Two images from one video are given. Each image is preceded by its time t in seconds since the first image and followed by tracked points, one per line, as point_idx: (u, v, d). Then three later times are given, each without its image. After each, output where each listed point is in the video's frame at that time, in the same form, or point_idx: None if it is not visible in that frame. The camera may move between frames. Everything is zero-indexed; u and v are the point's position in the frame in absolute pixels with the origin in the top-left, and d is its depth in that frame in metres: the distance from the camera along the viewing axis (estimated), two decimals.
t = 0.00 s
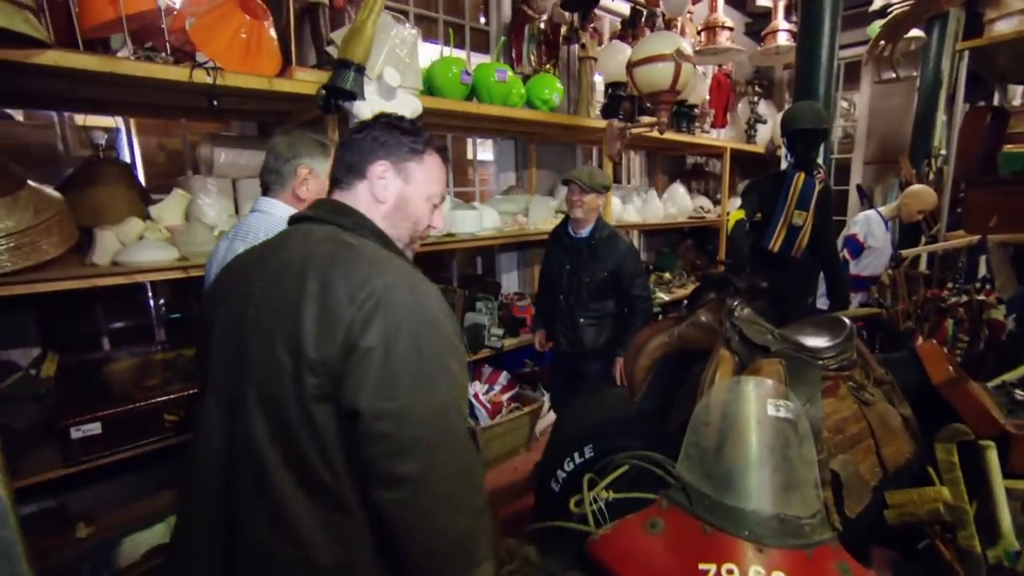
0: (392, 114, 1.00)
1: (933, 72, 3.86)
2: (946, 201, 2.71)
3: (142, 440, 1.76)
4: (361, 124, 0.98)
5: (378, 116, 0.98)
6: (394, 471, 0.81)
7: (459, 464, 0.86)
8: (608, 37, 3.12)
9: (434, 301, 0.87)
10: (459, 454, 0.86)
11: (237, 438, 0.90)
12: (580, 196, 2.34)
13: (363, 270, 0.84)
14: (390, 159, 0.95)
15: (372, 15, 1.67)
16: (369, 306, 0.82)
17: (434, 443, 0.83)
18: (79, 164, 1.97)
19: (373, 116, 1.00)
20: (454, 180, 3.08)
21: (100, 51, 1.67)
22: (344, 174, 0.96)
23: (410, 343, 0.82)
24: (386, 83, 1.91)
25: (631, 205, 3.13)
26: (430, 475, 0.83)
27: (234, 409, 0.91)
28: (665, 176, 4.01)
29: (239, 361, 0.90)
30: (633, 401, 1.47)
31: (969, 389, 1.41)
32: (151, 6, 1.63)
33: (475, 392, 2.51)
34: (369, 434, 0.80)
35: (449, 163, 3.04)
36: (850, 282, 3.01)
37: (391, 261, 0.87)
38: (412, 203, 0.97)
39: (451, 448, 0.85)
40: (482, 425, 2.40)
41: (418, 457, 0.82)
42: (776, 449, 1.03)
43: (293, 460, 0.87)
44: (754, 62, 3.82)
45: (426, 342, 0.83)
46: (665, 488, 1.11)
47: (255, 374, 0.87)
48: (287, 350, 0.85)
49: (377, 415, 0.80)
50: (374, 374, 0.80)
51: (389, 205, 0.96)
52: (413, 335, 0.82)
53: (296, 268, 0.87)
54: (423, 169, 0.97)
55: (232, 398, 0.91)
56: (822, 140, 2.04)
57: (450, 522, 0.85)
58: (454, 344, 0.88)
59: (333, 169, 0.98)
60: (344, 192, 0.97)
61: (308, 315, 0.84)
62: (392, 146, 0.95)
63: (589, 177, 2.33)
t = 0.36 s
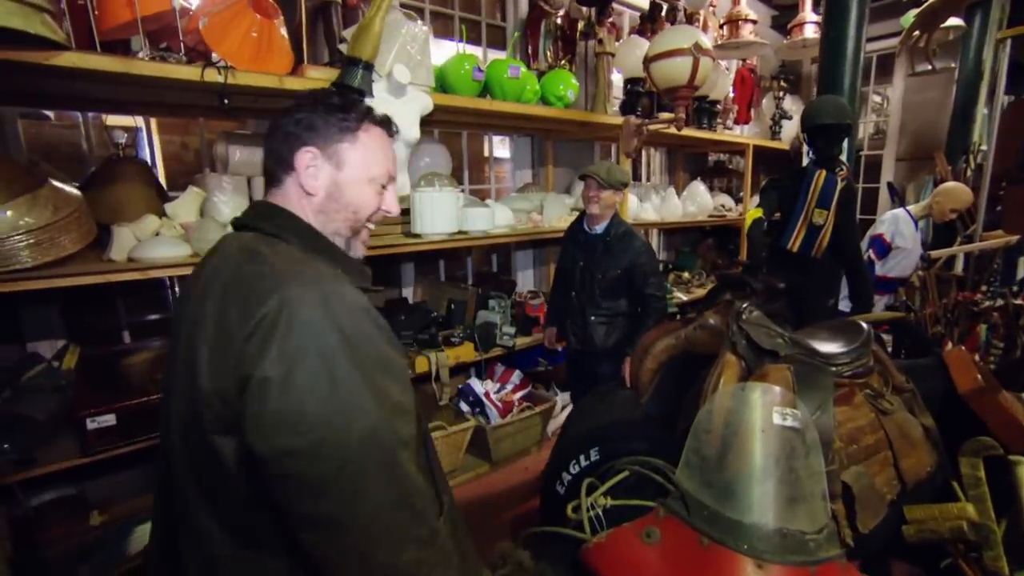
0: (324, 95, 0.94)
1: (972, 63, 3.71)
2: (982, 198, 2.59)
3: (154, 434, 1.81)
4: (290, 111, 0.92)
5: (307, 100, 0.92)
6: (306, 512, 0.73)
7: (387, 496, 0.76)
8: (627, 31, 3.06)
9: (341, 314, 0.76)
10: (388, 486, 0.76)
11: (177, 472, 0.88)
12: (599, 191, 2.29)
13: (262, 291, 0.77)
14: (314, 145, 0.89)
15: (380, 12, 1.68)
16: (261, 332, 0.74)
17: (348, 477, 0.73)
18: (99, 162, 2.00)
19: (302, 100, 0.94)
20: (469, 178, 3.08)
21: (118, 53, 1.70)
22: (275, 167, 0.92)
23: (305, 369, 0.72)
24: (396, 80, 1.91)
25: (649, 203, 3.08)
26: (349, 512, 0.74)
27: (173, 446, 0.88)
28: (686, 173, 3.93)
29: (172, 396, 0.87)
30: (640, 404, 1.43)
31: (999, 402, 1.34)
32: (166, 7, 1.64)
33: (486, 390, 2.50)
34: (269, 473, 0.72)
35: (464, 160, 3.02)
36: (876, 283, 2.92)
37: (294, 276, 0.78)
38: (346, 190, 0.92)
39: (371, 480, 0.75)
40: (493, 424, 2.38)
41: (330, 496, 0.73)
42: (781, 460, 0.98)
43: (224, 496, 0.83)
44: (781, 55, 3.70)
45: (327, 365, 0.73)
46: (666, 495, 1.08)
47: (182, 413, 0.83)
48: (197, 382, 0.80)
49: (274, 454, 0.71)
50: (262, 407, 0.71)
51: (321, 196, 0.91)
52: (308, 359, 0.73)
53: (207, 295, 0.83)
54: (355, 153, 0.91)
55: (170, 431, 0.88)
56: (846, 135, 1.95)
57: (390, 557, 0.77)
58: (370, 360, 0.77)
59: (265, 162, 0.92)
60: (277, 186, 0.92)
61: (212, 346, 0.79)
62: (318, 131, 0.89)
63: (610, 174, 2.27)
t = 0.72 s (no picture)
0: (291, 67, 0.77)
1: (1014, 47, 3.54)
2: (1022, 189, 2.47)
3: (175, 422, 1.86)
4: (251, 85, 0.75)
5: (270, 72, 0.75)
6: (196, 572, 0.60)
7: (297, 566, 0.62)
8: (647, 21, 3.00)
9: (255, 340, 0.60)
10: (293, 552, 0.61)
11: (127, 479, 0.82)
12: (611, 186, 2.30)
13: (172, 306, 0.63)
14: (289, 133, 0.73)
15: (391, 6, 1.69)
16: (159, 357, 0.60)
17: (242, 540, 0.59)
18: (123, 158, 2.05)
19: (261, 70, 0.76)
20: (486, 172, 3.07)
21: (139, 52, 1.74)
22: (237, 155, 0.74)
23: (196, 407, 0.58)
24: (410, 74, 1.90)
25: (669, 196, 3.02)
26: None
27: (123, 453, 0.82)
28: (709, 166, 3.85)
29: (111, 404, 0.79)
30: (652, 401, 1.40)
31: None
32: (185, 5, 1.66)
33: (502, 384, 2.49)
34: (155, 523, 0.60)
35: (481, 153, 3.01)
36: (905, 279, 2.83)
37: (208, 290, 0.63)
38: (325, 185, 0.77)
39: (275, 544, 0.61)
40: (508, 418, 2.37)
41: (222, 558, 0.60)
42: (793, 460, 0.94)
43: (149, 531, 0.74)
44: (809, 43, 3.59)
45: (224, 403, 0.58)
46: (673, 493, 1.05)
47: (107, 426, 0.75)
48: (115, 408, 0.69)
49: (164, 504, 0.59)
50: (146, 449, 0.58)
51: (297, 193, 0.75)
52: (203, 395, 0.58)
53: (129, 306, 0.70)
54: (335, 142, 0.76)
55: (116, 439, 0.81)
56: (873, 125, 1.88)
57: None
58: (288, 400, 0.61)
59: (218, 151, 0.75)
60: (239, 179, 0.75)
61: (122, 369, 0.66)
62: (293, 115, 0.73)
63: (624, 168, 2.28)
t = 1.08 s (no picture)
0: (292, 67, 0.77)
1: None
2: None
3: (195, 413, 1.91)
4: (249, 82, 0.74)
5: (267, 71, 0.75)
6: (175, 562, 0.62)
7: (275, 558, 0.64)
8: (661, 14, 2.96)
9: (237, 336, 0.61)
10: (272, 544, 0.63)
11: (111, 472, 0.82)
12: (610, 179, 2.37)
13: (155, 301, 0.64)
14: (295, 132, 0.74)
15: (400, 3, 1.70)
16: (141, 351, 0.62)
17: (219, 533, 0.61)
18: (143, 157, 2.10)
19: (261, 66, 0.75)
20: (499, 167, 3.07)
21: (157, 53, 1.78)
22: (237, 149, 0.73)
23: (175, 401, 0.59)
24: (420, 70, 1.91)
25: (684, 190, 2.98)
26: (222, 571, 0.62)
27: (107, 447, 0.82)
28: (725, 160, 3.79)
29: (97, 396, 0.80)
30: (659, 395, 1.40)
31: None
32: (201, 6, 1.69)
33: (513, 379, 2.50)
34: (135, 515, 0.61)
35: (494, 149, 3.01)
36: (927, 274, 2.77)
37: (190, 286, 0.64)
38: (324, 184, 0.79)
39: (252, 537, 0.62)
40: (520, 413, 2.38)
41: (199, 550, 0.61)
42: (797, 455, 0.93)
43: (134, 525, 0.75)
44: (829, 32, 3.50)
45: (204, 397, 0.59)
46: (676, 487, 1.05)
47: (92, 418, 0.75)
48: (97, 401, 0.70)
49: (145, 496, 0.60)
50: (127, 442, 0.60)
51: (299, 190, 0.76)
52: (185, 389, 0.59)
53: (114, 301, 0.71)
54: (335, 143, 0.79)
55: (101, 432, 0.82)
56: (892, 116, 1.83)
57: None
58: (269, 395, 0.62)
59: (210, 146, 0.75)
60: (236, 174, 0.74)
61: (107, 363, 0.67)
62: (298, 115, 0.74)
63: (621, 160, 2.34)
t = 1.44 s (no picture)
0: (282, 61, 0.78)
1: None
2: None
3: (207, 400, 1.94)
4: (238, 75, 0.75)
5: (248, 62, 0.75)
6: (212, 533, 0.63)
7: (309, 522, 0.65)
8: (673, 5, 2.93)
9: (256, 310, 0.63)
10: (308, 506, 0.65)
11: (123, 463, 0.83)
12: (616, 170, 2.38)
13: (171, 284, 0.65)
14: (287, 121, 0.76)
15: None
16: (163, 332, 0.63)
17: (256, 500, 0.62)
18: (159, 149, 2.14)
19: (243, 56, 0.75)
20: (510, 160, 3.07)
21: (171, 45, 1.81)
22: (233, 144, 0.74)
23: (203, 375, 0.60)
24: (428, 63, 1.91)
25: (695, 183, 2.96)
26: (259, 537, 0.63)
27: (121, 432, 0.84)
28: (738, 153, 3.75)
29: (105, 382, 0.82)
30: (663, 387, 1.40)
31: None
32: None
33: (521, 370, 2.51)
34: (168, 491, 0.62)
35: (504, 142, 3.01)
36: (942, 269, 2.73)
37: (205, 267, 0.65)
38: (318, 169, 0.83)
39: (288, 502, 0.63)
40: (527, 404, 2.39)
41: (235, 519, 0.62)
42: (796, 446, 0.93)
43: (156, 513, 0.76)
44: (847, 23, 3.43)
45: (229, 370, 0.61)
46: (675, 477, 1.05)
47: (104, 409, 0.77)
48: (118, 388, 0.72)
49: (178, 473, 0.61)
50: (156, 421, 0.61)
51: (297, 178, 0.79)
52: (210, 364, 0.61)
53: (124, 292, 0.72)
54: (322, 126, 0.82)
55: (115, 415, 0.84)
56: (906, 108, 1.80)
57: None
58: (291, 365, 0.64)
59: (201, 139, 0.75)
60: (235, 170, 0.75)
61: (125, 350, 0.69)
62: (288, 103, 0.76)
63: (631, 153, 2.35)
